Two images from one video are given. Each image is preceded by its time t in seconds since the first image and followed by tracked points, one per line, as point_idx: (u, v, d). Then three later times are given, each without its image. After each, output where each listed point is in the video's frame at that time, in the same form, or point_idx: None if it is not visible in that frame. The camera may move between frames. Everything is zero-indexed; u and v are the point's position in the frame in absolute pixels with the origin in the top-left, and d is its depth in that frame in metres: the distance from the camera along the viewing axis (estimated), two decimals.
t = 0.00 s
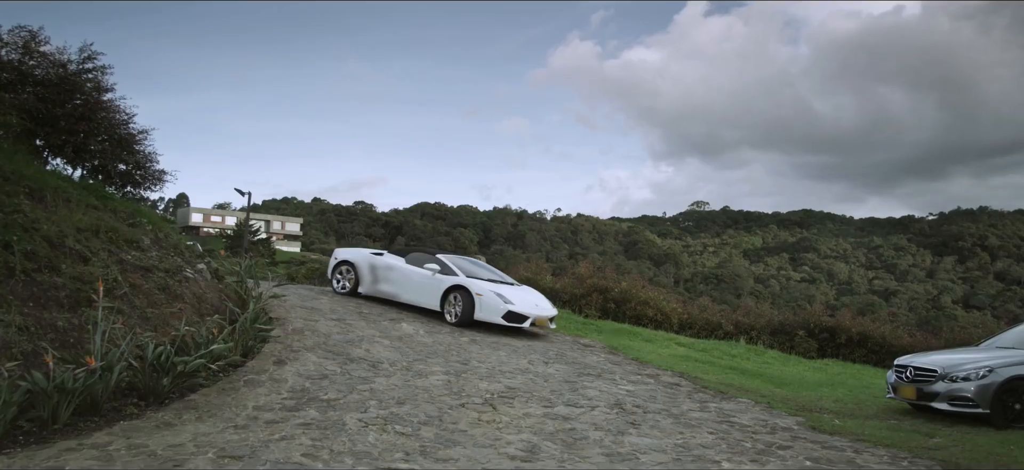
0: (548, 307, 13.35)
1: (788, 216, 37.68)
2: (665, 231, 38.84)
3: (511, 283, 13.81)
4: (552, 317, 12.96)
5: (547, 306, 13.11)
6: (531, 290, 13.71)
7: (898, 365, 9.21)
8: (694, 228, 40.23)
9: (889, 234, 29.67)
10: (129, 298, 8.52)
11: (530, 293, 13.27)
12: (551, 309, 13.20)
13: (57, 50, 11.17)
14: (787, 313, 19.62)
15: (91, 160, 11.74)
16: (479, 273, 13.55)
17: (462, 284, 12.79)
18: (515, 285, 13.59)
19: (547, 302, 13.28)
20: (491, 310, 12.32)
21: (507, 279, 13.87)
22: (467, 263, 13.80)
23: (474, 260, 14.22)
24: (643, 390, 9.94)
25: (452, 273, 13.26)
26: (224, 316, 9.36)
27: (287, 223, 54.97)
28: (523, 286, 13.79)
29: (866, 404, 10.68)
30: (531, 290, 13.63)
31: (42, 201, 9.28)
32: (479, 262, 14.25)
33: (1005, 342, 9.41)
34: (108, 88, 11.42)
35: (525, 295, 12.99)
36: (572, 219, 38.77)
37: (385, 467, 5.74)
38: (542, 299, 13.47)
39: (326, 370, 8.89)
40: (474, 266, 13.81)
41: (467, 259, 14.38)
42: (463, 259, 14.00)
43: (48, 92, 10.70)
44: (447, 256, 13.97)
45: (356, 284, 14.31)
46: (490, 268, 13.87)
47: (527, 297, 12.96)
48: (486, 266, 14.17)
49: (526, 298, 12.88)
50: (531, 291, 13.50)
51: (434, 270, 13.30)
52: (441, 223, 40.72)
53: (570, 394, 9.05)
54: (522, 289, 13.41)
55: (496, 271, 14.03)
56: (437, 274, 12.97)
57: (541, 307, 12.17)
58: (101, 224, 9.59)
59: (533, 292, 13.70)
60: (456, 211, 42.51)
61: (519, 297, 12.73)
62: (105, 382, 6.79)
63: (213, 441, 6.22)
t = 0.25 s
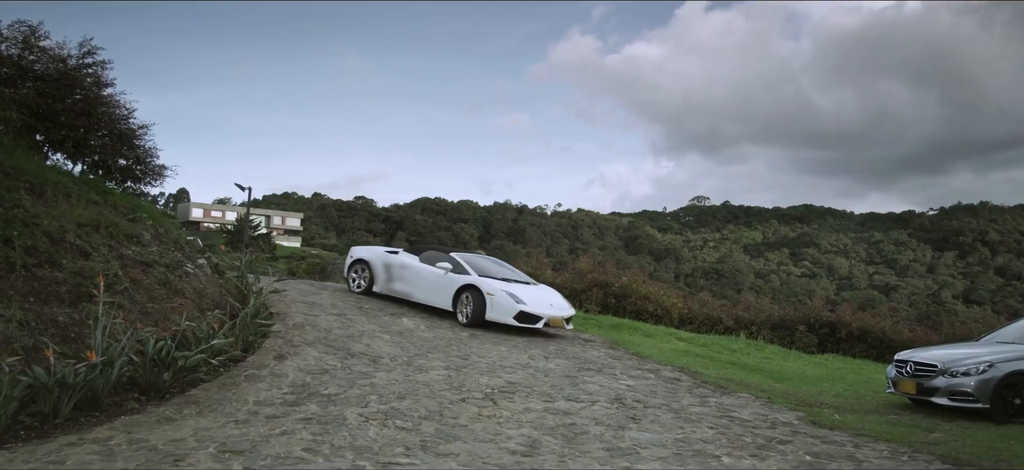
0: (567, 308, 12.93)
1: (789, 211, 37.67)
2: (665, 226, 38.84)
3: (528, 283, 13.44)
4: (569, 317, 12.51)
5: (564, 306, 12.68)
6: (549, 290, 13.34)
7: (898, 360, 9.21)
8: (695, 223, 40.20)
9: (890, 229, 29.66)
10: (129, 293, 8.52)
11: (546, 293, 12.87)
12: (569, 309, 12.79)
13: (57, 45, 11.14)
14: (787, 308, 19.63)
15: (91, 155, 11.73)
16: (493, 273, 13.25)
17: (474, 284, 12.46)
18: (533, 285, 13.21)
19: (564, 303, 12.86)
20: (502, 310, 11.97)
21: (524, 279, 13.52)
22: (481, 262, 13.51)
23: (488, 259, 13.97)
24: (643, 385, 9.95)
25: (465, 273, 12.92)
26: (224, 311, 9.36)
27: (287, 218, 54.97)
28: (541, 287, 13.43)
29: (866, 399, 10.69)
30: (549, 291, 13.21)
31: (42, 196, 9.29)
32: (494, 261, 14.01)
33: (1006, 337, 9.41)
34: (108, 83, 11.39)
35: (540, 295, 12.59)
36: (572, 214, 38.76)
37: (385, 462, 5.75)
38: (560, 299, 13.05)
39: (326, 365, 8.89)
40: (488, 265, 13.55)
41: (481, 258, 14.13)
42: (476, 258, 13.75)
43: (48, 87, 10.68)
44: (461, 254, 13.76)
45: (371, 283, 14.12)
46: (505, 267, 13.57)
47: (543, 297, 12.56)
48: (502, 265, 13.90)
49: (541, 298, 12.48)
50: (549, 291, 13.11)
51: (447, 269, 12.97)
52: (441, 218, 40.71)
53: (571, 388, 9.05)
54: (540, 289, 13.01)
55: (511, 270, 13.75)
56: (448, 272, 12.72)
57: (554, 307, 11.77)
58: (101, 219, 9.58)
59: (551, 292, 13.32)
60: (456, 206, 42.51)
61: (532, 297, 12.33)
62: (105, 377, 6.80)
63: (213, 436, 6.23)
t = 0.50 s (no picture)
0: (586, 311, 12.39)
1: (790, 208, 37.65)
2: (666, 222, 38.82)
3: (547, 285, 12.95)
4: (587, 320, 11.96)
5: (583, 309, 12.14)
6: (569, 293, 12.84)
7: (898, 356, 9.21)
8: (696, 219, 40.18)
9: (890, 225, 29.64)
10: (130, 290, 8.53)
11: (565, 295, 12.36)
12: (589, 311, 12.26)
13: (57, 41, 11.14)
14: (787, 305, 19.64)
15: (91, 152, 11.73)
16: (510, 274, 12.82)
17: (487, 284, 12.03)
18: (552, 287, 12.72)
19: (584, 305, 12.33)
20: (514, 312, 11.52)
21: (544, 281, 13.03)
22: (498, 263, 13.09)
23: (506, 260, 13.54)
24: (644, 382, 9.96)
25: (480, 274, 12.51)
26: (225, 307, 9.37)
27: (288, 214, 54.96)
28: (561, 289, 12.94)
29: (866, 395, 10.70)
30: (569, 293, 12.69)
31: (43, 192, 9.29)
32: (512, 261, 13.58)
33: (1006, 333, 9.41)
34: (108, 80, 11.40)
35: (557, 297, 12.10)
36: (573, 210, 38.74)
37: (386, 458, 5.76)
38: (580, 302, 12.52)
39: (327, 362, 8.90)
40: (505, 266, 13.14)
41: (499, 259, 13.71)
42: (493, 259, 13.35)
43: (48, 83, 10.68)
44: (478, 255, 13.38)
45: (388, 283, 13.76)
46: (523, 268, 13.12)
47: (560, 299, 12.06)
48: (520, 266, 13.47)
49: (558, 300, 11.97)
50: (569, 294, 12.60)
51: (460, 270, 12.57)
52: (442, 215, 40.70)
53: (571, 385, 9.06)
54: (559, 291, 12.51)
55: (530, 272, 13.30)
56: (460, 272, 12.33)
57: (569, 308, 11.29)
58: (102, 216, 9.59)
59: (571, 294, 12.82)
60: (457, 203, 42.49)
61: (548, 298, 11.84)
62: (106, 373, 6.81)
63: (214, 432, 6.24)
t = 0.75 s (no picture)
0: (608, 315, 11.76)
1: (792, 205, 37.61)
2: (668, 220, 38.78)
3: (567, 288, 12.36)
4: (607, 325, 11.35)
5: (603, 313, 11.53)
6: (591, 295, 12.24)
7: (901, 354, 9.19)
8: (698, 217, 40.15)
9: (893, 223, 29.61)
10: (132, 287, 8.54)
11: (585, 298, 11.76)
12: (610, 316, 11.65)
13: (59, 40, 11.15)
14: (790, 302, 19.62)
15: (94, 150, 11.74)
16: (527, 275, 12.31)
17: (500, 287, 11.52)
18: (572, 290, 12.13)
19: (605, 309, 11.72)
20: (525, 316, 10.99)
21: (564, 283, 12.44)
22: (516, 265, 12.58)
23: (526, 261, 13.03)
24: (646, 379, 9.96)
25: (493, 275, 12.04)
26: (227, 305, 9.37)
27: (290, 212, 54.95)
28: (583, 291, 12.36)
29: (868, 393, 10.70)
30: (591, 296, 12.09)
31: (45, 190, 9.31)
32: (531, 263, 13.05)
33: (1009, 331, 9.40)
34: (111, 78, 11.42)
35: (575, 300, 11.52)
36: (575, 208, 38.71)
37: (388, 456, 5.77)
38: (602, 305, 11.91)
39: (329, 360, 8.91)
40: (523, 267, 12.62)
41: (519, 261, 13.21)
42: (511, 260, 12.85)
43: (50, 82, 10.67)
44: (496, 256, 12.91)
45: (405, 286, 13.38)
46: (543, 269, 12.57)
47: (578, 302, 11.48)
48: (540, 268, 12.94)
49: (576, 303, 11.40)
50: (590, 297, 12.00)
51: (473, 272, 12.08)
52: (444, 212, 40.68)
53: (573, 383, 9.06)
54: (580, 294, 11.92)
55: (550, 273, 12.74)
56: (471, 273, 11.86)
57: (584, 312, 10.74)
58: (104, 214, 9.59)
59: (593, 297, 12.21)
60: (459, 201, 42.46)
61: (564, 302, 11.26)
62: (109, 371, 6.82)
63: (217, 430, 6.25)
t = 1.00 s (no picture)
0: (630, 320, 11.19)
1: (796, 204, 37.53)
2: (672, 219, 38.74)
3: (587, 291, 11.82)
4: (627, 330, 10.79)
5: (624, 318, 10.96)
6: (613, 299, 11.68)
7: (905, 352, 9.17)
8: (703, 215, 40.07)
9: (897, 221, 29.53)
10: (137, 286, 8.56)
11: (605, 303, 11.20)
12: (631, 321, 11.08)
13: (63, 38, 11.16)
14: (794, 301, 19.60)
15: (98, 148, 11.77)
16: (545, 278, 11.82)
17: (513, 291, 11.05)
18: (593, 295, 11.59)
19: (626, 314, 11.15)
20: (537, 321, 10.53)
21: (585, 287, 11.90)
22: (534, 267, 12.09)
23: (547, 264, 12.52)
24: (650, 378, 9.95)
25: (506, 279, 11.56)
26: (232, 304, 9.39)
27: (295, 211, 55.01)
28: (605, 295, 11.80)
29: (873, 391, 10.67)
30: (613, 301, 11.54)
31: (50, 189, 9.34)
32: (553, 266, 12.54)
33: (1014, 330, 9.37)
34: (115, 77, 11.43)
35: (592, 304, 11.00)
36: (579, 206, 38.70)
37: (393, 454, 5.77)
38: (624, 310, 11.33)
39: (334, 358, 8.92)
40: (542, 269, 12.12)
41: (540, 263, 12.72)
42: (531, 262, 12.37)
43: (54, 81, 10.70)
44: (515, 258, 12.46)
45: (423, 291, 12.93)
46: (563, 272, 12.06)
47: (596, 307, 10.94)
48: (562, 271, 12.41)
49: (593, 307, 10.88)
50: (611, 302, 11.44)
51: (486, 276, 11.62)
52: (448, 211, 40.68)
53: (577, 381, 9.06)
54: (600, 299, 11.37)
55: (571, 277, 12.21)
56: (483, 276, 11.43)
57: (599, 318, 10.25)
58: (109, 213, 9.61)
59: (615, 301, 11.65)
60: (463, 199, 42.48)
61: (580, 306, 10.75)
62: (114, 369, 6.83)
63: (222, 428, 6.25)
